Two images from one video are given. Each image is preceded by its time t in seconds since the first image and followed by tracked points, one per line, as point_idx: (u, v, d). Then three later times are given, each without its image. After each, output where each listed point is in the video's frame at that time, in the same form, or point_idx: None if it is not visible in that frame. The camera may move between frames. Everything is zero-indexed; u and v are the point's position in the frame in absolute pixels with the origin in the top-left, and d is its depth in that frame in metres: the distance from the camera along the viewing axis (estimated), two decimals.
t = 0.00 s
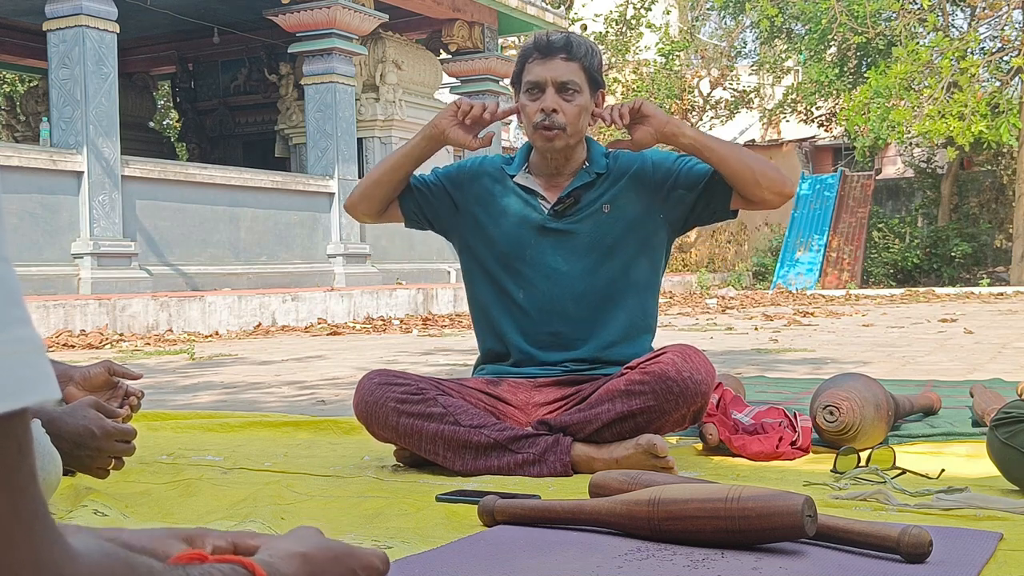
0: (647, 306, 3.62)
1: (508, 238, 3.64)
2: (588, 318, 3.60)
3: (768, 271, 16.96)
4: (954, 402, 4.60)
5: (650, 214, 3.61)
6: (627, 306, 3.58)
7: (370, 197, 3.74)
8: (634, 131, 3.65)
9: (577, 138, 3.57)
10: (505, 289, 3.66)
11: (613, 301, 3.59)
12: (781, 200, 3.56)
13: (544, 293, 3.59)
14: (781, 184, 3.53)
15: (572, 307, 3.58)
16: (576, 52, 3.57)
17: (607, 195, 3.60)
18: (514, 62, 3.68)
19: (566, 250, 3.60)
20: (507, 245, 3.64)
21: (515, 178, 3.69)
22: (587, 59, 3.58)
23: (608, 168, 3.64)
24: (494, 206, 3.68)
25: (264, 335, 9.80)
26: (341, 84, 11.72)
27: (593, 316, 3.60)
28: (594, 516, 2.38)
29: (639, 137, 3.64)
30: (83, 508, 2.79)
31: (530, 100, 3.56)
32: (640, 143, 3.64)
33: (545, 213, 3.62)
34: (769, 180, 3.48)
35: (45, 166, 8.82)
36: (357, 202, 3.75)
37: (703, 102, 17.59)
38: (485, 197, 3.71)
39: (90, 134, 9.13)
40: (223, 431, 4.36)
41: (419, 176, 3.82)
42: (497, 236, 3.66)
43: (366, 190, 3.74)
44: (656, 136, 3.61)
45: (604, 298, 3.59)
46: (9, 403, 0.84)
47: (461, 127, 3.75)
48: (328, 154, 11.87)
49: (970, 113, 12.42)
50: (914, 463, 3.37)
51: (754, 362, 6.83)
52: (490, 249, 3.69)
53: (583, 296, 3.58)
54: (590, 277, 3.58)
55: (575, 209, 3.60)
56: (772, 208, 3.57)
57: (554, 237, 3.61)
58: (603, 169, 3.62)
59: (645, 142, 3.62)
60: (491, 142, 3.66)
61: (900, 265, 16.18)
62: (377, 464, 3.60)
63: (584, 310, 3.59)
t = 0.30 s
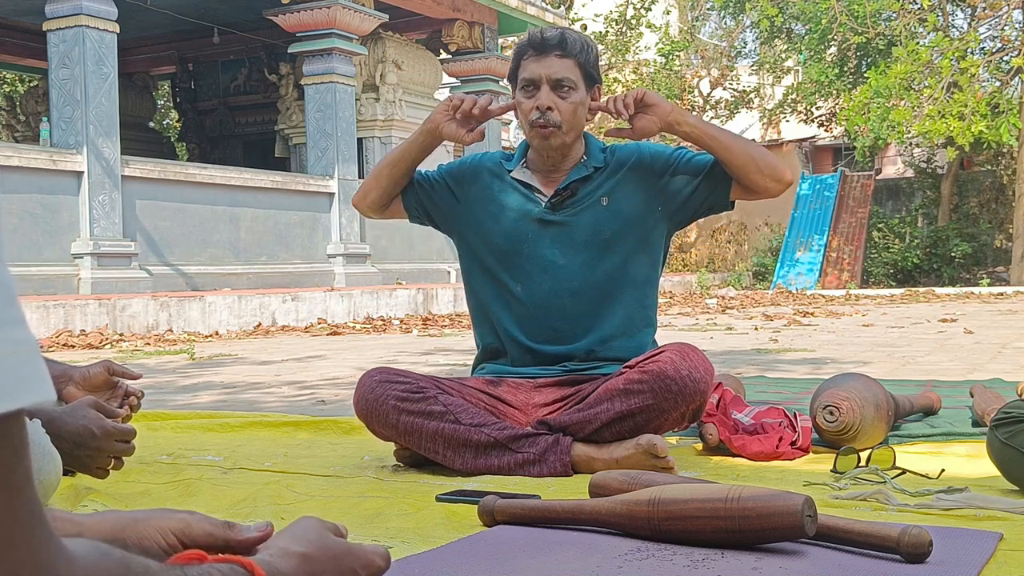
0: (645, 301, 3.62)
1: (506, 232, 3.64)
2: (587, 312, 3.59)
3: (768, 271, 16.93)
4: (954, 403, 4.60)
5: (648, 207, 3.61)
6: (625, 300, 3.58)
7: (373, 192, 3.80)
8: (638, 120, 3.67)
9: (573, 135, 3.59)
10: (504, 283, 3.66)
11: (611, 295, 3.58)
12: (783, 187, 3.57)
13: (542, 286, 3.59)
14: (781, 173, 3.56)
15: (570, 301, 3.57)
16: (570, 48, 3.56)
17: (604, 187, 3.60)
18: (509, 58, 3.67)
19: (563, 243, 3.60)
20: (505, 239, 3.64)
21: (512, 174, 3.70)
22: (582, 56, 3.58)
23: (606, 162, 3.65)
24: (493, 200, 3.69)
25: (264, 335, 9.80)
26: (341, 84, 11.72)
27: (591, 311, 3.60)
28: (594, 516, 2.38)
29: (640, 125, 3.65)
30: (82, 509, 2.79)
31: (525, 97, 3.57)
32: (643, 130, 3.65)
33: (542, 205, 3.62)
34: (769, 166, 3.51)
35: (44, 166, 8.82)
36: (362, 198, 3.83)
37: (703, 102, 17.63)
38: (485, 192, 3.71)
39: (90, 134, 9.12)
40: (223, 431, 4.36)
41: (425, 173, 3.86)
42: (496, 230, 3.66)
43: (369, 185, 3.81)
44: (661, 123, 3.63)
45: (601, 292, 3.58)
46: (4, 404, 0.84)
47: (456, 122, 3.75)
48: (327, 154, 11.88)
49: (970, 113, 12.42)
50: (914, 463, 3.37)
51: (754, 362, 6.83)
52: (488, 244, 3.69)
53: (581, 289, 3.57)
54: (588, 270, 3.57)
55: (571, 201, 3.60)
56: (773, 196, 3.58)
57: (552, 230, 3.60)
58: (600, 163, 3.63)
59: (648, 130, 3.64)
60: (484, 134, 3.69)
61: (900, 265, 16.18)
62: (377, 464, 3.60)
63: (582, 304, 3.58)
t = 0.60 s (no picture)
0: (645, 299, 3.61)
1: (505, 231, 3.64)
2: (586, 311, 3.59)
3: (768, 271, 16.93)
4: (954, 403, 4.60)
5: (648, 204, 3.60)
6: (624, 298, 3.58)
7: (371, 188, 3.81)
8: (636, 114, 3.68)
9: (571, 134, 3.59)
10: (502, 283, 3.66)
11: (610, 294, 3.58)
12: (783, 185, 3.56)
13: (541, 285, 3.59)
14: (781, 170, 3.54)
15: (569, 300, 3.57)
16: (567, 48, 3.56)
17: (602, 186, 3.60)
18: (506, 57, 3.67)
19: (562, 242, 3.60)
20: (504, 238, 3.64)
21: (512, 172, 3.70)
22: (579, 55, 3.57)
23: (605, 160, 3.65)
24: (492, 200, 3.69)
25: (264, 335, 9.80)
26: (341, 84, 11.71)
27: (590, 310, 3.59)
28: (594, 516, 2.38)
29: (638, 119, 3.66)
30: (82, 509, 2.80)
31: (522, 97, 3.56)
32: (640, 125, 3.66)
33: (541, 205, 3.62)
34: (767, 161, 3.50)
35: (45, 166, 8.82)
36: (361, 193, 3.83)
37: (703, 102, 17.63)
38: (484, 191, 3.71)
39: (90, 134, 9.13)
40: (223, 431, 4.36)
41: (427, 170, 3.86)
42: (494, 230, 3.66)
43: (368, 180, 3.82)
44: (658, 119, 3.63)
45: (600, 290, 3.57)
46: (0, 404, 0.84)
47: (455, 119, 3.76)
48: (328, 154, 11.89)
49: (970, 113, 12.43)
50: (914, 462, 3.37)
51: (754, 362, 6.83)
52: (487, 243, 3.69)
53: (580, 288, 3.57)
54: (587, 269, 3.57)
55: (569, 199, 3.60)
56: (774, 193, 3.57)
57: (551, 229, 3.60)
58: (599, 162, 3.63)
59: (647, 124, 3.64)
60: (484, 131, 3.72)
61: (900, 265, 16.18)
62: (377, 464, 3.60)
63: (581, 303, 3.58)
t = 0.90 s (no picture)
0: (646, 297, 3.61)
1: (505, 232, 3.64)
2: (587, 310, 3.59)
3: (768, 271, 16.88)
4: (954, 402, 4.60)
5: (648, 203, 3.60)
6: (625, 297, 3.58)
7: (368, 180, 3.80)
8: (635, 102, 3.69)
9: (574, 133, 3.60)
10: (502, 283, 3.66)
11: (610, 293, 3.58)
12: (785, 176, 3.55)
13: (542, 284, 3.59)
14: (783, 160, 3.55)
15: (571, 299, 3.57)
16: (572, 47, 3.57)
17: (603, 185, 3.60)
18: (508, 56, 3.68)
19: (563, 241, 3.60)
20: (504, 238, 3.64)
21: (512, 172, 3.70)
22: (583, 54, 3.58)
23: (605, 159, 3.65)
24: (492, 199, 3.69)
25: (264, 335, 9.80)
26: (341, 84, 11.72)
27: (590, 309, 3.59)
28: (594, 516, 2.38)
29: (634, 110, 3.65)
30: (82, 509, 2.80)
31: (526, 96, 3.57)
32: (638, 114, 3.66)
33: (541, 205, 3.62)
34: (767, 151, 3.49)
35: (44, 166, 8.82)
36: (358, 186, 3.83)
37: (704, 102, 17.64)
38: (484, 190, 3.71)
39: (90, 134, 9.13)
40: (224, 430, 4.36)
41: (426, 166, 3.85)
42: (495, 230, 3.66)
43: (366, 173, 3.82)
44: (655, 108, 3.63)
45: (601, 288, 3.57)
46: None
47: (457, 115, 3.76)
48: (328, 154, 11.89)
49: (970, 113, 12.43)
50: (914, 462, 3.37)
51: (754, 362, 6.83)
52: (487, 243, 3.69)
53: (581, 288, 3.57)
54: (588, 269, 3.57)
55: (569, 199, 3.60)
56: (776, 184, 3.56)
57: (551, 229, 3.60)
58: (599, 161, 3.63)
59: (643, 114, 3.65)
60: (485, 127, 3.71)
61: (900, 265, 16.18)
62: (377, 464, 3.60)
63: (582, 302, 3.57)
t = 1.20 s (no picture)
0: (647, 296, 3.61)
1: (506, 231, 3.64)
2: (588, 308, 3.58)
3: (768, 270, 16.77)
4: (953, 403, 4.60)
5: (648, 200, 3.60)
6: (626, 296, 3.58)
7: (368, 181, 3.80)
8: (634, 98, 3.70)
9: (576, 133, 3.60)
10: (503, 283, 3.65)
11: (611, 292, 3.58)
12: (786, 171, 3.54)
13: (543, 283, 3.59)
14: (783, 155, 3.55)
15: (571, 298, 3.57)
16: (573, 47, 3.57)
17: (603, 184, 3.60)
18: (509, 57, 3.69)
19: (563, 239, 3.60)
20: (505, 237, 3.64)
21: (512, 171, 3.70)
22: (584, 53, 3.59)
23: (605, 158, 3.65)
24: (493, 198, 3.69)
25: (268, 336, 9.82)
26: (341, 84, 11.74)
27: (591, 307, 3.58)
28: (594, 516, 2.38)
29: (634, 104, 3.67)
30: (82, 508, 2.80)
31: (529, 97, 3.58)
32: (638, 110, 3.67)
33: (542, 204, 3.62)
34: (766, 145, 3.50)
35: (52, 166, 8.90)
36: (358, 187, 3.82)
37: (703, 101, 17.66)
38: (485, 190, 3.71)
39: (90, 134, 9.11)
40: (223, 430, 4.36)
41: (426, 167, 3.85)
42: (494, 230, 3.66)
43: (365, 175, 3.82)
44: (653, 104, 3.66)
45: (601, 287, 3.57)
46: (122, 273, 0.72)
47: (457, 115, 3.79)
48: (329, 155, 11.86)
49: (970, 112, 12.46)
50: (914, 462, 3.37)
51: (753, 362, 6.84)
52: (488, 242, 3.68)
53: (582, 286, 3.57)
54: (588, 267, 3.57)
55: (570, 197, 3.60)
56: (777, 179, 3.56)
57: (552, 228, 3.60)
58: (599, 160, 3.63)
59: (643, 110, 3.66)
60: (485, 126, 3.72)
61: (900, 265, 16.18)
62: (377, 464, 3.60)
63: (583, 301, 3.57)
